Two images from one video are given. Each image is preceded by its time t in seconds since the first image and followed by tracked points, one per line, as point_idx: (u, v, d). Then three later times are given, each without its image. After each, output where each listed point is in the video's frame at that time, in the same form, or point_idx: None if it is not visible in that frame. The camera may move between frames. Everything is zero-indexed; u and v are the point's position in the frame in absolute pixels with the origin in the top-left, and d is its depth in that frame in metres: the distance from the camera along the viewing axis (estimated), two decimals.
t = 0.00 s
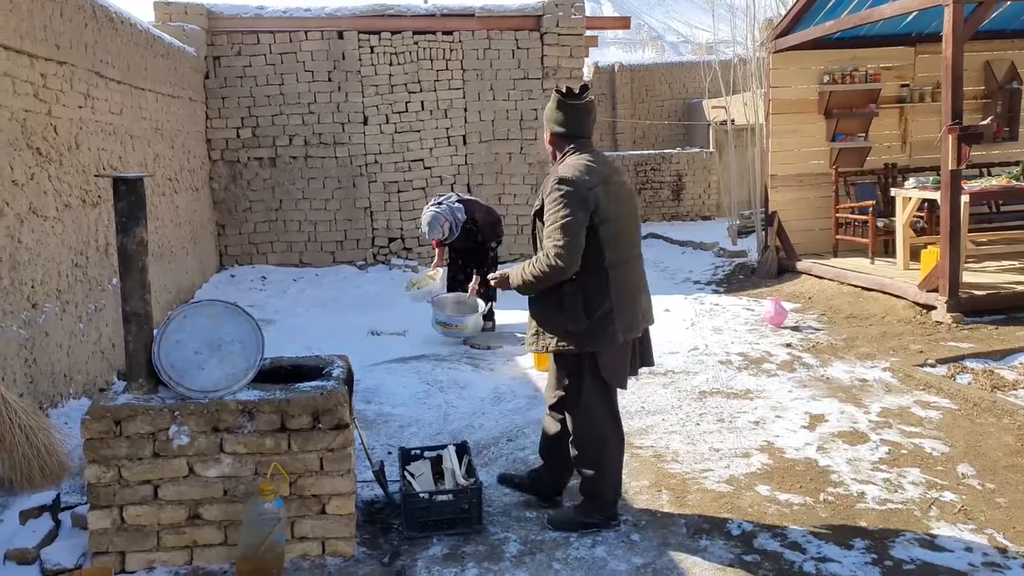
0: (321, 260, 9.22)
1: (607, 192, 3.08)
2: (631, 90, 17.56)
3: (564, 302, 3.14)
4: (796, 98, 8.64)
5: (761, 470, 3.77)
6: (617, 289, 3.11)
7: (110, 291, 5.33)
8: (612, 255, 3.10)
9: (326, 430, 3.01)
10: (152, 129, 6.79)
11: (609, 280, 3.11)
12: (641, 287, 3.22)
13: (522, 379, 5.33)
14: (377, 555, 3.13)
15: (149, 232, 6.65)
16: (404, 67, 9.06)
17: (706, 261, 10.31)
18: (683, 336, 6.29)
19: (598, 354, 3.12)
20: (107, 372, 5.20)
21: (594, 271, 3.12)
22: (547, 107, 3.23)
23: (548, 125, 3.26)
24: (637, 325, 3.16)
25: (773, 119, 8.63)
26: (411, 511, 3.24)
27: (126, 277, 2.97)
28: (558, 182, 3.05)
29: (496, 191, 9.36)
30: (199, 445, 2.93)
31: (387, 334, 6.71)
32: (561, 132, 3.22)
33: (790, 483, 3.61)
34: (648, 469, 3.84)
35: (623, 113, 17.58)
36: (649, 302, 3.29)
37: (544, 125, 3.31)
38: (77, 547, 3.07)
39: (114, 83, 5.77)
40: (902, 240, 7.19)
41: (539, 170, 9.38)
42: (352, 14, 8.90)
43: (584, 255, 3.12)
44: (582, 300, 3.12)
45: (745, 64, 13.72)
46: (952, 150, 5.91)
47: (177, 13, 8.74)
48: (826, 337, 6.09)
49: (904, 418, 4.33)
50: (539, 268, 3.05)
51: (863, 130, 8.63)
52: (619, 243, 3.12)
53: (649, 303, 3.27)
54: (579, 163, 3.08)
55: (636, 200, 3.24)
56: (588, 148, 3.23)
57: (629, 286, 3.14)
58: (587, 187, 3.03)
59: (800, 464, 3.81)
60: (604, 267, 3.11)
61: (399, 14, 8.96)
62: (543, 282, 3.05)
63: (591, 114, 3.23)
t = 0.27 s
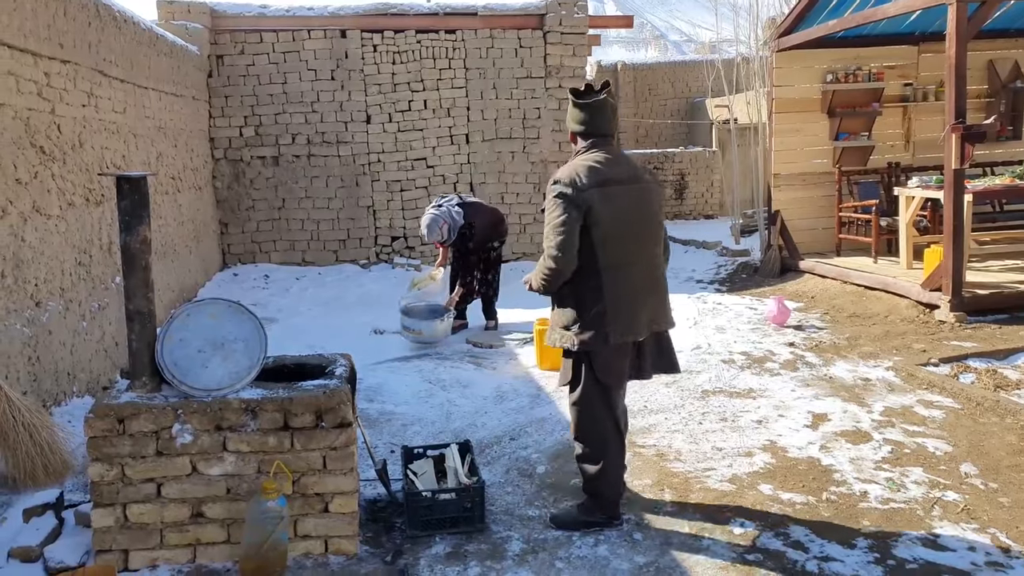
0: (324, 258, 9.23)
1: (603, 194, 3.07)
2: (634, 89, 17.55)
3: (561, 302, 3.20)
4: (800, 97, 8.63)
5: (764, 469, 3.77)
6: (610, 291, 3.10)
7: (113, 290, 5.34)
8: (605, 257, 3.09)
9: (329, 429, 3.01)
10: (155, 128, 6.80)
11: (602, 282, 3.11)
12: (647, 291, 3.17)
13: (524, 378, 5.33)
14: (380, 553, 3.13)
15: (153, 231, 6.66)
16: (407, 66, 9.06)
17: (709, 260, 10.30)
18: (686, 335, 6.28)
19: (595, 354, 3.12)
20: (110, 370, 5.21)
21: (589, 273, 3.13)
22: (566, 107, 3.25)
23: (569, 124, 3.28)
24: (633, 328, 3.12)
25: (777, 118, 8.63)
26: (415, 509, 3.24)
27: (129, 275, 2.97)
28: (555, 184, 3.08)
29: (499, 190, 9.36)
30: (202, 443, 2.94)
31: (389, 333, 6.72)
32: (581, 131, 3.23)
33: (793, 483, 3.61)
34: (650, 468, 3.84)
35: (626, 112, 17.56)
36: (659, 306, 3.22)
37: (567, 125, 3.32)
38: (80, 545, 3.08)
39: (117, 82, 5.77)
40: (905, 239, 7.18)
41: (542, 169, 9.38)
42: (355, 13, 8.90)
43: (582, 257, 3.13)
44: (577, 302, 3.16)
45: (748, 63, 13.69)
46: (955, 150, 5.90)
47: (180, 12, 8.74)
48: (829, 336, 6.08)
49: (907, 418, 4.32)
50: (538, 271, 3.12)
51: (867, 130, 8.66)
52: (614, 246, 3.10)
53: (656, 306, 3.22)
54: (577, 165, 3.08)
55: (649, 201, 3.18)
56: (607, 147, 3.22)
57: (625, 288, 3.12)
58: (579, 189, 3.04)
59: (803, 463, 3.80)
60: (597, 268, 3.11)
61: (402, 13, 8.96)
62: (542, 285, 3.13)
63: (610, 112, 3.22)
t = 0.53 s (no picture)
0: (327, 257, 9.23)
1: (615, 190, 3.09)
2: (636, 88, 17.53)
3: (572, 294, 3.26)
4: (802, 96, 8.63)
5: (766, 467, 3.77)
6: (612, 285, 3.13)
7: (116, 288, 5.35)
8: (610, 251, 3.12)
9: (332, 427, 3.02)
10: (158, 127, 6.80)
11: (606, 277, 3.14)
12: (654, 289, 3.16)
13: (527, 376, 5.33)
14: (382, 551, 3.14)
15: (156, 229, 6.67)
16: (409, 65, 9.06)
17: (711, 259, 10.29)
18: (688, 334, 6.28)
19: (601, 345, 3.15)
20: (113, 369, 5.22)
21: (595, 267, 3.17)
22: (600, 103, 3.26)
23: (602, 121, 3.29)
24: (636, 324, 3.11)
25: (779, 117, 8.62)
26: (417, 508, 3.24)
27: (132, 273, 2.98)
28: (571, 179, 3.14)
29: (501, 188, 9.37)
30: (205, 442, 2.95)
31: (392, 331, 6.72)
32: (613, 129, 3.24)
33: (795, 481, 3.61)
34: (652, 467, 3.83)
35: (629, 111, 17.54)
36: (668, 305, 3.20)
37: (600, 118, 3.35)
38: (83, 543, 3.08)
39: (120, 81, 5.78)
40: (908, 238, 7.18)
41: (544, 168, 9.38)
42: (357, 11, 8.89)
43: (591, 252, 3.18)
44: (584, 294, 3.22)
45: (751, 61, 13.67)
46: (958, 148, 5.89)
47: (182, 11, 8.75)
48: (832, 335, 6.07)
49: (909, 417, 4.32)
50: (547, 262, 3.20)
51: (870, 128, 8.61)
52: (621, 242, 3.12)
53: (666, 305, 3.19)
54: (594, 161, 3.12)
55: (667, 200, 3.17)
56: (635, 146, 3.23)
57: (629, 283, 3.13)
58: (589, 185, 3.09)
59: (805, 462, 3.80)
60: (603, 263, 3.14)
61: (404, 12, 8.95)
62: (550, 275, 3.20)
63: (644, 112, 3.23)
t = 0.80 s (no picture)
0: (329, 256, 9.24)
1: (637, 185, 3.23)
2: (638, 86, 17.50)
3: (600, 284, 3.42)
4: (804, 94, 8.63)
5: (768, 466, 3.77)
6: (628, 275, 3.26)
7: (118, 287, 5.35)
8: (629, 242, 3.25)
9: (334, 426, 3.02)
10: (160, 126, 6.81)
11: (624, 268, 3.28)
12: (672, 280, 3.22)
13: (529, 375, 5.34)
14: (384, 550, 3.14)
15: (158, 228, 6.67)
16: (411, 63, 9.06)
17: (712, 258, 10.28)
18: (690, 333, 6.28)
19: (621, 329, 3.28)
20: (115, 368, 5.22)
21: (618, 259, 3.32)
22: (637, 101, 3.38)
23: (639, 119, 3.41)
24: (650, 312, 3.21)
25: (781, 115, 8.61)
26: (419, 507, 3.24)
27: (135, 272, 2.98)
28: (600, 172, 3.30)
29: (503, 187, 9.37)
30: (207, 440, 2.95)
31: (394, 330, 6.72)
32: (649, 126, 3.37)
33: (797, 480, 3.61)
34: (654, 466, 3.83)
35: (630, 110, 17.50)
36: (689, 298, 3.24)
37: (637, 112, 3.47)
38: (86, 542, 3.08)
39: (122, 80, 5.78)
40: (910, 237, 7.17)
41: (546, 166, 9.38)
42: (359, 10, 8.90)
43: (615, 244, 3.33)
44: (608, 284, 3.37)
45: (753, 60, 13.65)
46: (960, 146, 5.90)
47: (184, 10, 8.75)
48: (834, 334, 6.07)
49: (911, 415, 4.32)
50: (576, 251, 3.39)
51: (872, 126, 8.61)
52: (640, 236, 3.24)
53: (686, 298, 3.24)
54: (619, 156, 3.27)
55: (691, 194, 3.25)
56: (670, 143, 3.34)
57: (644, 274, 3.23)
58: (612, 179, 3.25)
59: (807, 460, 3.80)
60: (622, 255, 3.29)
61: (406, 10, 8.95)
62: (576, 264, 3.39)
63: (678, 110, 3.34)
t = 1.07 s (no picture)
0: (331, 255, 9.24)
1: (651, 181, 3.41)
2: (639, 85, 17.49)
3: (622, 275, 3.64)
4: (806, 93, 8.62)
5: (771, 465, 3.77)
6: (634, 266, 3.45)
7: (121, 286, 5.35)
8: (639, 235, 3.45)
9: (336, 424, 3.02)
10: (162, 125, 6.81)
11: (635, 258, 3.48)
12: (673, 272, 3.36)
13: (530, 373, 5.34)
14: (387, 548, 3.14)
15: (160, 227, 6.67)
16: (413, 62, 9.06)
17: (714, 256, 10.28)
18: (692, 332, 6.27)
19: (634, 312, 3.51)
20: (117, 367, 5.22)
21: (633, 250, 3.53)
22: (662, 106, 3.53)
23: (665, 123, 3.56)
24: (651, 300, 3.38)
25: (783, 114, 8.61)
26: (422, 506, 3.24)
27: (137, 271, 2.98)
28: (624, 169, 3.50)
29: (505, 186, 9.37)
30: (210, 439, 2.95)
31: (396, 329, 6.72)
32: (673, 129, 3.51)
33: (800, 478, 3.61)
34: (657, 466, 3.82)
35: (632, 109, 17.49)
36: (689, 291, 3.36)
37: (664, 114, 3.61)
38: (88, 542, 3.09)
39: (124, 79, 5.79)
40: (912, 235, 7.17)
41: (548, 165, 9.38)
42: (361, 9, 8.90)
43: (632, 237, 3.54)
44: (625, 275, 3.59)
45: (755, 59, 13.64)
46: (963, 145, 5.88)
47: (186, 9, 8.75)
48: (836, 333, 6.07)
49: (913, 413, 4.32)
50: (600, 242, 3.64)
51: (873, 125, 8.57)
52: (649, 229, 3.41)
53: (687, 291, 3.36)
54: (638, 155, 3.46)
55: (702, 192, 3.36)
56: (690, 144, 3.49)
57: (649, 265, 3.41)
58: (630, 175, 3.45)
59: (809, 459, 3.80)
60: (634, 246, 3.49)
61: (408, 9, 8.95)
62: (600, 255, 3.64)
63: (700, 113, 3.47)
